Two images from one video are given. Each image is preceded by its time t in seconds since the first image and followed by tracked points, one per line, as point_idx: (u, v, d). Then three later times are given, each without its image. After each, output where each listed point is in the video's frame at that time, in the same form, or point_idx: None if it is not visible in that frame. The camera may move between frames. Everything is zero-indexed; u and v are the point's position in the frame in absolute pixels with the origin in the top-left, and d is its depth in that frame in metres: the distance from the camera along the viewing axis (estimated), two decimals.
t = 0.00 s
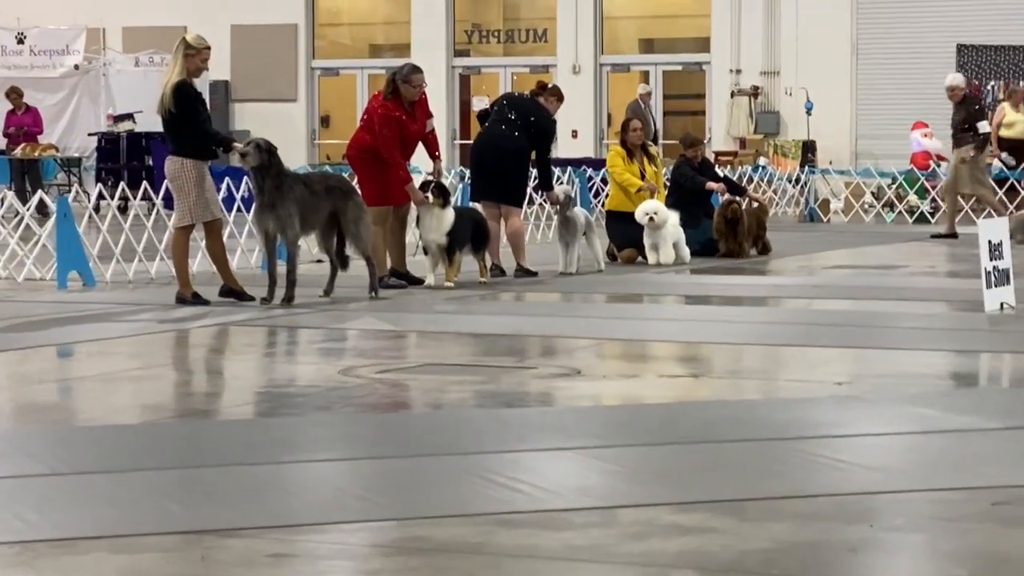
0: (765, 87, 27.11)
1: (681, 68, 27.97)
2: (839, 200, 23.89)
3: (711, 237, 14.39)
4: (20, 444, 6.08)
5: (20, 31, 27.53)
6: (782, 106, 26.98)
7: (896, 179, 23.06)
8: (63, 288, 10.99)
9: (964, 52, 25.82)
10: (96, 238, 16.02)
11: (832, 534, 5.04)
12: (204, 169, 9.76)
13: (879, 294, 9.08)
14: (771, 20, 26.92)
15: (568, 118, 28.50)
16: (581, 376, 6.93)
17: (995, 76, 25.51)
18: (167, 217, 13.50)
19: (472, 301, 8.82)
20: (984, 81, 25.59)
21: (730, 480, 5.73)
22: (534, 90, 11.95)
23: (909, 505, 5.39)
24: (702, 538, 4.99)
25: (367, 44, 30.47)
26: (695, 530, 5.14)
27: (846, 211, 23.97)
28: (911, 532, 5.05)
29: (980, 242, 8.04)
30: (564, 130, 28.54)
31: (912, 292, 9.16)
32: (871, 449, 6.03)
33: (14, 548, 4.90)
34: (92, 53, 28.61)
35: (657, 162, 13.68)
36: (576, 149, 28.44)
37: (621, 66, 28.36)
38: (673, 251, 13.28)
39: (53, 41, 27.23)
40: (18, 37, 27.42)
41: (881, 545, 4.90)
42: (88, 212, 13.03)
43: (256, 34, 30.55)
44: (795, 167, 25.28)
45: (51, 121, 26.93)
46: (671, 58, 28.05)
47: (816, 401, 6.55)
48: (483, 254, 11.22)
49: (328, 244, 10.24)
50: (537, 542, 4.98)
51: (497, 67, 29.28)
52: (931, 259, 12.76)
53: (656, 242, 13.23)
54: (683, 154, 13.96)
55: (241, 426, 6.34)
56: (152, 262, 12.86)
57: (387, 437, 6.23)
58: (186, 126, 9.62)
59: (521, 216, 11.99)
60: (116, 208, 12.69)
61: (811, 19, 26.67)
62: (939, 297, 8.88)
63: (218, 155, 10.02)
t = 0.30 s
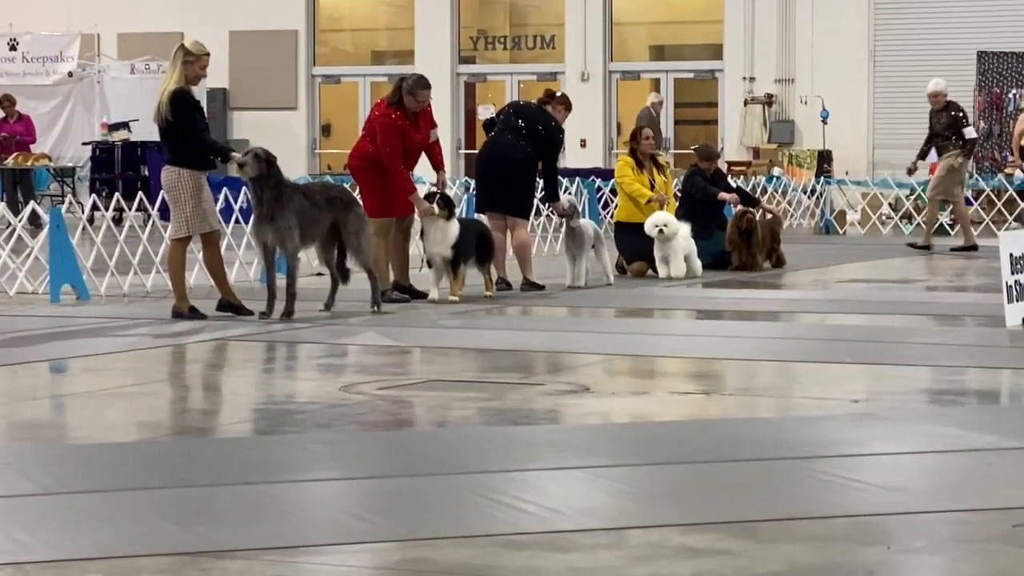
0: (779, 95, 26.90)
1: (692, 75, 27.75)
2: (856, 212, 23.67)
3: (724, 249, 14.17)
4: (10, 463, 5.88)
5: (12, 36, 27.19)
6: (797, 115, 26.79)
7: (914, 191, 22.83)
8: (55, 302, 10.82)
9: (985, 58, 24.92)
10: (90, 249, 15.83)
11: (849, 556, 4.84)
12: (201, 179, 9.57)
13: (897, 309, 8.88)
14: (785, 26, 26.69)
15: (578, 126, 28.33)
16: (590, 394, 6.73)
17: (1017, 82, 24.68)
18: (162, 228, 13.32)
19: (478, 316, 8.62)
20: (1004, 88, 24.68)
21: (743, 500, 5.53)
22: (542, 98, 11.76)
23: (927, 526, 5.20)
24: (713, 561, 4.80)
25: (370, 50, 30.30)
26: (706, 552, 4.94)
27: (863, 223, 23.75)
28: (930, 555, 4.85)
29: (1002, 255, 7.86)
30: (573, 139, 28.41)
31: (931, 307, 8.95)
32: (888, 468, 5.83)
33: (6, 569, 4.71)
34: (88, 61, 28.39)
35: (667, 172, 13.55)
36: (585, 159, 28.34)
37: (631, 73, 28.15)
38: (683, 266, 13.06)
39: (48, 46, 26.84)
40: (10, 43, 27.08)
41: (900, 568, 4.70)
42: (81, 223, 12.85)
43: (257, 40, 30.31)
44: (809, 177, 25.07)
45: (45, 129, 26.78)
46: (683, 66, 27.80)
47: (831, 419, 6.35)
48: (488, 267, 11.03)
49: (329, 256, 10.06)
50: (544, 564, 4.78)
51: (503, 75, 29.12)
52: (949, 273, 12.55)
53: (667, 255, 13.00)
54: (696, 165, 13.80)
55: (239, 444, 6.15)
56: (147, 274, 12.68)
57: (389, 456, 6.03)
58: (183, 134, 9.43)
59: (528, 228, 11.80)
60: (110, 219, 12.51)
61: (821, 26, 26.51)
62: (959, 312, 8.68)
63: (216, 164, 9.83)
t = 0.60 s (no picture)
0: (783, 106, 26.87)
1: (696, 85, 27.67)
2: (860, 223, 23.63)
3: (727, 260, 14.14)
4: (10, 474, 5.85)
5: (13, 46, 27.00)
6: (801, 125, 26.75)
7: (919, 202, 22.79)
8: (57, 313, 10.80)
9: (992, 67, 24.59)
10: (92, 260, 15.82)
11: (853, 569, 4.80)
12: (203, 190, 9.55)
13: (902, 319, 8.86)
14: (789, 34, 26.67)
15: (581, 136, 28.30)
16: (593, 405, 6.70)
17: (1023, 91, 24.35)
18: (164, 239, 13.31)
19: (481, 327, 8.60)
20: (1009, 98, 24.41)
21: (746, 512, 5.50)
22: (545, 107, 11.74)
23: (932, 539, 5.16)
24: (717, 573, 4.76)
25: (373, 61, 30.25)
26: (710, 564, 4.91)
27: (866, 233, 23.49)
28: (936, 568, 4.81)
29: (1008, 266, 7.84)
30: (576, 149, 28.42)
31: (937, 317, 8.92)
32: (893, 481, 5.80)
33: None
34: (90, 71, 28.37)
35: (670, 183, 13.51)
36: (588, 170, 28.36)
37: (634, 84, 28.13)
38: (688, 277, 13.01)
39: (49, 57, 26.84)
40: (11, 53, 26.92)
41: None
42: (83, 234, 12.83)
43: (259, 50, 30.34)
44: (813, 188, 25.04)
45: (46, 139, 26.78)
46: (687, 76, 27.71)
47: (835, 431, 6.32)
48: (491, 278, 10.99)
49: (331, 267, 10.03)
50: None
51: (506, 85, 29.05)
52: (955, 284, 12.52)
53: (671, 266, 12.96)
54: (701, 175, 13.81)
55: (241, 455, 6.12)
56: (149, 285, 12.66)
57: (392, 467, 6.00)
58: (185, 145, 9.41)
59: (531, 239, 11.75)
60: (112, 229, 12.49)
61: (825, 36, 26.52)
62: (964, 323, 8.65)
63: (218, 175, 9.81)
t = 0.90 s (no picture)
0: (785, 112, 26.83)
1: (697, 92, 27.61)
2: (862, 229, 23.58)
3: (729, 267, 14.13)
4: (10, 481, 5.84)
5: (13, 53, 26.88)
6: (803, 132, 26.72)
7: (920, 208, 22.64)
8: (58, 320, 10.78)
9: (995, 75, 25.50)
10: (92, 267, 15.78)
11: None
12: (204, 197, 9.54)
13: (904, 327, 8.85)
14: (791, 39, 26.64)
15: (582, 144, 28.24)
16: (595, 412, 6.69)
17: None
18: (164, 246, 13.28)
19: (482, 334, 8.59)
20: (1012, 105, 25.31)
21: (748, 519, 5.48)
22: (546, 113, 11.72)
23: (935, 547, 5.14)
24: None
25: (373, 68, 30.26)
26: (712, 572, 4.89)
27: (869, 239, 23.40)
28: None
29: (1010, 273, 7.84)
30: (577, 156, 28.30)
31: (938, 325, 8.91)
32: (895, 488, 5.78)
33: None
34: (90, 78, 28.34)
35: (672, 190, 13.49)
36: (589, 177, 28.23)
37: (636, 90, 28.11)
38: (689, 284, 12.98)
39: (49, 63, 26.61)
40: (11, 59, 26.79)
41: None
42: (83, 240, 12.80)
43: (259, 57, 30.31)
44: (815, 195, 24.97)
45: (46, 145, 26.76)
46: (690, 82, 27.66)
47: (837, 438, 6.30)
48: (492, 285, 10.98)
49: (332, 274, 10.02)
50: None
51: (507, 92, 28.95)
52: (957, 290, 12.51)
53: (673, 272, 12.94)
54: (701, 181, 13.80)
55: (242, 463, 6.11)
56: (149, 292, 12.64)
57: (393, 475, 5.98)
58: (186, 151, 9.40)
59: (533, 245, 11.74)
60: (113, 235, 12.47)
61: (827, 42, 26.50)
62: (967, 330, 8.64)
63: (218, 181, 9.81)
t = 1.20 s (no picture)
0: (775, 115, 26.79)
1: (687, 94, 27.63)
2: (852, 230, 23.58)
3: (719, 270, 14.12)
4: None
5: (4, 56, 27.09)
6: (793, 134, 26.71)
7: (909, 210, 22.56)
8: (46, 323, 10.76)
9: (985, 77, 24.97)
10: (81, 271, 15.76)
11: None
12: (193, 200, 9.52)
13: (894, 329, 8.85)
14: (781, 42, 26.63)
15: (571, 146, 28.21)
16: (584, 415, 6.68)
17: (1015, 101, 24.69)
18: (153, 249, 13.26)
19: (472, 337, 8.58)
20: (1001, 107, 24.77)
21: (739, 522, 5.48)
22: (536, 116, 11.75)
23: (926, 549, 5.14)
24: None
25: (363, 70, 30.24)
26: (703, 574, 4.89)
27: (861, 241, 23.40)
28: None
29: (999, 275, 7.84)
30: (567, 158, 28.31)
31: (928, 327, 8.90)
32: (885, 490, 5.78)
33: None
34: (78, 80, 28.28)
35: (662, 193, 13.51)
36: (580, 179, 28.23)
37: (626, 93, 28.10)
38: (679, 286, 12.96)
39: (38, 66, 26.74)
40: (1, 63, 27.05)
41: None
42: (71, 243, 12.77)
43: (249, 60, 30.29)
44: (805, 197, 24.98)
45: (35, 148, 26.71)
46: (680, 84, 27.67)
47: (827, 441, 6.30)
48: (481, 287, 10.98)
49: (322, 276, 10.00)
50: None
51: (497, 94, 29.00)
52: (948, 292, 12.50)
53: (663, 275, 12.92)
54: (691, 183, 13.85)
55: (231, 466, 6.09)
56: (138, 295, 12.61)
57: (383, 478, 5.97)
58: (174, 154, 9.38)
59: (523, 248, 11.74)
60: (101, 238, 12.44)
61: (817, 45, 26.47)
62: (957, 332, 8.63)
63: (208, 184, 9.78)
